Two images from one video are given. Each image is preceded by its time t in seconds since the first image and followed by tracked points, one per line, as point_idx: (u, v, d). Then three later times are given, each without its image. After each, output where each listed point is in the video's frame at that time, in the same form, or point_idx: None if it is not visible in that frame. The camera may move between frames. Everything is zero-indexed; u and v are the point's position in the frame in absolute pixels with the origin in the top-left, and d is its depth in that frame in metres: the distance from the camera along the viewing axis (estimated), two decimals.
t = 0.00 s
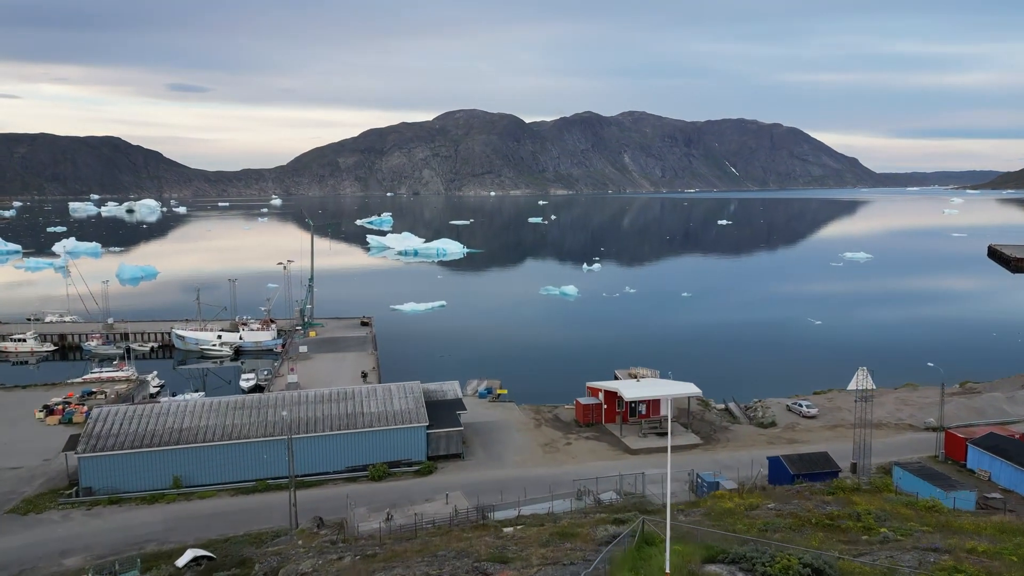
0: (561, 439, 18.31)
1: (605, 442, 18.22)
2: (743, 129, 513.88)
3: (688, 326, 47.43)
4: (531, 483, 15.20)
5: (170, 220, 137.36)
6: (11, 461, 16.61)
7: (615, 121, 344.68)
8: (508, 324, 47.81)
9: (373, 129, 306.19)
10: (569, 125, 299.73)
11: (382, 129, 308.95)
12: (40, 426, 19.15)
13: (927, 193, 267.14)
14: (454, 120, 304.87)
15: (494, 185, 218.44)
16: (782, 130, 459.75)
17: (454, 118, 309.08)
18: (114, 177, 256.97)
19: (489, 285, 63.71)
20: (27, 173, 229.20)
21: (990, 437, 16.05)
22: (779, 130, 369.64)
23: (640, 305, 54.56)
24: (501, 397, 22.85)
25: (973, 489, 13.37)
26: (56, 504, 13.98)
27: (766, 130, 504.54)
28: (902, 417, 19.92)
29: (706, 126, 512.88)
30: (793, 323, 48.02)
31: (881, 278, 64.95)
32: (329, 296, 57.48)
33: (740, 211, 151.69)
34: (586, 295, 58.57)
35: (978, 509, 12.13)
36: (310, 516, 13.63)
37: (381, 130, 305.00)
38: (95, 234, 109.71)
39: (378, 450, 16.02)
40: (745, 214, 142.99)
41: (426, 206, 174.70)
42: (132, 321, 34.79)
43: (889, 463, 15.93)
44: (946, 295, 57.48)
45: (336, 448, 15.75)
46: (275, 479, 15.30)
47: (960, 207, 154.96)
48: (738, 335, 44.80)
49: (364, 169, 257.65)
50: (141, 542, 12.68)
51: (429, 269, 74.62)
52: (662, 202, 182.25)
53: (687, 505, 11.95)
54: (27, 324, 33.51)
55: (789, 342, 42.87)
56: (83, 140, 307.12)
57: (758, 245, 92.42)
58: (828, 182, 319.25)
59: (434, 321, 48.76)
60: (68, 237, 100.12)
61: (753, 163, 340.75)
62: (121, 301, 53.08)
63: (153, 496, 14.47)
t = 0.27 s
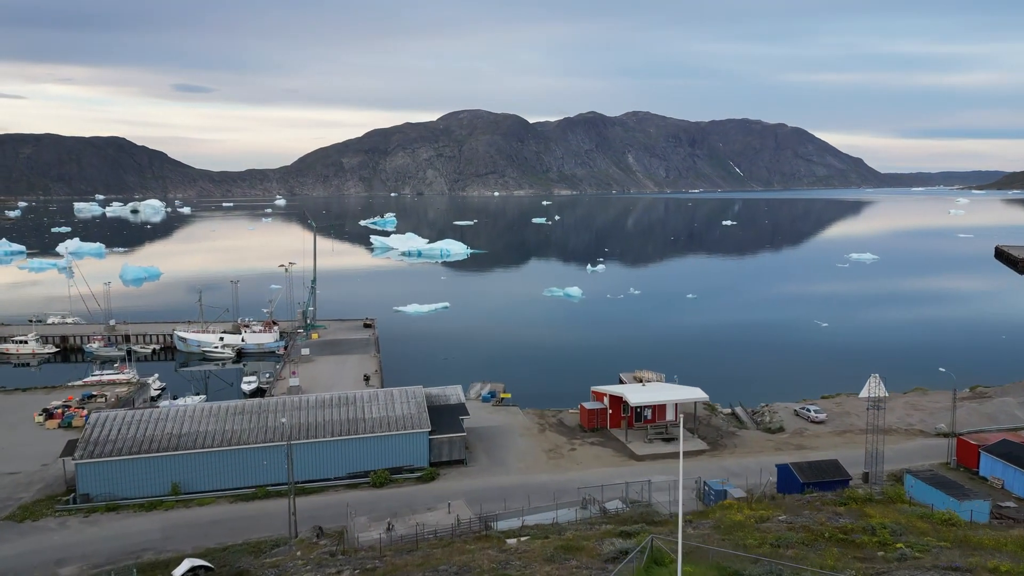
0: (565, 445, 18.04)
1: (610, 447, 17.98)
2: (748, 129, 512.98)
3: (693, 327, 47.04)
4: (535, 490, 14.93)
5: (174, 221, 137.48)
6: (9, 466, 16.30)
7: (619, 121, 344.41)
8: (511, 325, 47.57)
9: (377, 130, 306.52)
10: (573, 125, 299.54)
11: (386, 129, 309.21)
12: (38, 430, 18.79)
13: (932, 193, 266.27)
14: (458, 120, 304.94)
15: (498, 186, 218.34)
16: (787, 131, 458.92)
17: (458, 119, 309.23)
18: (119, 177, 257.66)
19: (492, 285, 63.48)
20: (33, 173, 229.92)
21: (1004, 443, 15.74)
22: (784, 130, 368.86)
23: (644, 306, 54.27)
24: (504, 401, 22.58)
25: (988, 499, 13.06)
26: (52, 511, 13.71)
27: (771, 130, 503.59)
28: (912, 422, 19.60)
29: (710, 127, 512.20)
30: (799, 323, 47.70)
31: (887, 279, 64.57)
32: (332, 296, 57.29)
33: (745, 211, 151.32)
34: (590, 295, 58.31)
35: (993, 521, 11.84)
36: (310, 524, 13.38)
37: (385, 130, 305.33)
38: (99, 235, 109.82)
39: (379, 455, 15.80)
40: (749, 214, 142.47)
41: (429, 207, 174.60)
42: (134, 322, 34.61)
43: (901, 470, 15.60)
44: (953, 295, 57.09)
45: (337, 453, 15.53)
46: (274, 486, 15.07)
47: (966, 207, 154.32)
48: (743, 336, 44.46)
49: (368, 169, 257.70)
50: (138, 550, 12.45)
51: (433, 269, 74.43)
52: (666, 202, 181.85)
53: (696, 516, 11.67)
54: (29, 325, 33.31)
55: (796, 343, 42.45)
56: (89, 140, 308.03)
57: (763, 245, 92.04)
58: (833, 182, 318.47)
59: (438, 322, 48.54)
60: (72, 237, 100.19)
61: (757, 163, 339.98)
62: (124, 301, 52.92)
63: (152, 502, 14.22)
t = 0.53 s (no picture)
0: (572, 451, 17.79)
1: (618, 454, 17.74)
2: (755, 129, 511.43)
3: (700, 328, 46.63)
4: (541, 498, 14.68)
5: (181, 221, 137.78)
6: (10, 471, 16.04)
7: (625, 121, 343.82)
8: (517, 325, 47.30)
9: (384, 131, 306.97)
10: (579, 125, 299.22)
11: (392, 130, 309.58)
12: (41, 434, 18.49)
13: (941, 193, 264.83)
14: (464, 120, 304.98)
15: (503, 186, 218.20)
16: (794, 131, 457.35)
17: (464, 119, 309.32)
18: (126, 177, 258.81)
19: (498, 285, 63.27)
20: (41, 173, 231.12)
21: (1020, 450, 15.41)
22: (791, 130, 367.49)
23: (651, 306, 53.94)
24: (510, 405, 22.33)
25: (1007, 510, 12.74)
26: (51, 517, 13.48)
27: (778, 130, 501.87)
28: (925, 428, 19.28)
29: (717, 127, 510.77)
30: (807, 324, 47.30)
31: (896, 279, 64.05)
32: (338, 297, 57.17)
33: (752, 211, 150.66)
34: (596, 296, 58.02)
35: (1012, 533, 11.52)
36: (313, 533, 13.16)
37: (391, 130, 305.73)
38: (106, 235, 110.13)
39: (383, 461, 15.57)
40: (755, 214, 141.77)
41: (435, 207, 174.53)
42: (139, 323, 34.52)
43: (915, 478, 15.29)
44: (963, 296, 56.56)
45: (340, 460, 15.30)
46: (276, 493, 14.85)
47: (975, 207, 153.32)
48: (751, 336, 44.08)
49: (374, 169, 257.93)
50: (137, 559, 12.24)
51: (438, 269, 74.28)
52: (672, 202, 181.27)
53: (707, 527, 11.40)
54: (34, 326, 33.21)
55: (805, 343, 42.04)
56: (97, 141, 309.59)
57: (770, 245, 91.55)
58: (840, 182, 317.15)
59: (443, 322, 48.36)
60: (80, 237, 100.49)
61: (764, 163, 338.68)
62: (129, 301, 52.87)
63: (152, 509, 14.00)
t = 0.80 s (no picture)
0: (581, 456, 17.53)
1: (628, 460, 17.48)
2: (764, 129, 509.25)
3: (710, 328, 46.16)
4: (549, 506, 14.42)
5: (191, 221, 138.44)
6: (13, 474, 15.75)
7: (633, 121, 343.42)
8: (526, 326, 47.01)
9: (392, 132, 307.73)
10: (588, 125, 298.79)
11: (401, 130, 310.02)
12: (45, 437, 18.30)
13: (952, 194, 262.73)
14: (472, 120, 305.06)
15: (512, 186, 218.03)
16: (803, 131, 455.29)
17: (473, 119, 309.51)
18: (136, 178, 260.31)
19: (506, 285, 63.05)
20: (53, 174, 232.78)
21: None
22: (800, 131, 366.05)
23: (660, 306, 53.56)
24: (518, 409, 22.08)
25: None
26: (53, 523, 13.28)
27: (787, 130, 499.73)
28: (941, 434, 18.90)
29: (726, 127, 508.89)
30: (818, 325, 46.81)
31: (908, 280, 63.34)
32: (346, 296, 57.02)
33: (761, 211, 149.87)
34: (604, 296, 57.66)
35: None
36: (317, 541, 12.92)
37: (400, 131, 306.30)
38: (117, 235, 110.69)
39: (389, 468, 15.33)
40: (764, 215, 140.81)
41: (443, 207, 174.62)
42: (146, 324, 34.45)
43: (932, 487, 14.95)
44: (977, 297, 55.84)
45: (346, 466, 15.07)
46: (280, 499, 14.61)
47: (987, 207, 151.90)
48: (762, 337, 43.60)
49: (382, 169, 258.20)
50: (139, 567, 12.04)
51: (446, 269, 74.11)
52: (681, 203, 180.58)
53: (722, 540, 11.11)
54: (42, 327, 33.12)
55: (816, 344, 41.54)
56: (108, 141, 311.50)
57: (780, 246, 90.90)
58: (850, 182, 315.20)
59: (451, 322, 48.13)
60: (90, 238, 100.95)
61: (773, 164, 336.90)
62: (137, 300, 52.80)
63: (155, 516, 13.78)
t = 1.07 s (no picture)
0: (591, 463, 17.23)
1: (638, 466, 17.18)
2: (775, 130, 506.46)
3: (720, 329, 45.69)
4: (559, 514, 14.15)
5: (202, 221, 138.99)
6: (18, 478, 15.58)
7: (643, 121, 342.45)
8: (535, 326, 46.69)
9: (402, 132, 308.22)
10: (597, 125, 298.20)
11: (411, 130, 310.51)
12: (51, 439, 18.18)
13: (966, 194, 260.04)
14: (481, 121, 305.16)
15: (521, 186, 217.78)
16: (815, 131, 452.54)
17: (482, 119, 309.63)
18: (148, 178, 262.05)
19: (515, 285, 62.76)
20: (66, 174, 234.63)
21: None
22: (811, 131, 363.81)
23: (670, 306, 53.13)
24: (527, 413, 21.81)
25: None
26: (56, 528, 13.09)
27: (798, 130, 496.73)
28: (960, 441, 18.46)
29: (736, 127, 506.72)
30: (831, 325, 46.23)
31: (922, 280, 62.56)
32: (355, 297, 56.92)
33: (771, 212, 148.85)
34: (613, 297, 57.27)
35: None
36: (322, 550, 12.68)
37: (409, 132, 306.90)
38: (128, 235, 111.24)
39: (396, 473, 15.09)
40: (774, 215, 139.81)
41: (453, 207, 174.57)
42: (155, 325, 34.42)
43: (953, 497, 14.56)
44: (992, 297, 55.03)
45: (352, 471, 14.84)
46: (286, 505, 14.38)
47: (1002, 207, 150.21)
48: (774, 338, 43.08)
49: (392, 170, 258.55)
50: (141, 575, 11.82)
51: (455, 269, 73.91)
52: (691, 203, 179.69)
53: (738, 554, 10.85)
54: (51, 328, 33.13)
55: (829, 345, 40.98)
56: (121, 141, 313.73)
57: (792, 246, 90.14)
58: (862, 182, 312.72)
59: (460, 322, 47.88)
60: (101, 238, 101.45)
61: (784, 163, 334.86)
62: (147, 300, 52.82)
63: (159, 522, 13.58)
